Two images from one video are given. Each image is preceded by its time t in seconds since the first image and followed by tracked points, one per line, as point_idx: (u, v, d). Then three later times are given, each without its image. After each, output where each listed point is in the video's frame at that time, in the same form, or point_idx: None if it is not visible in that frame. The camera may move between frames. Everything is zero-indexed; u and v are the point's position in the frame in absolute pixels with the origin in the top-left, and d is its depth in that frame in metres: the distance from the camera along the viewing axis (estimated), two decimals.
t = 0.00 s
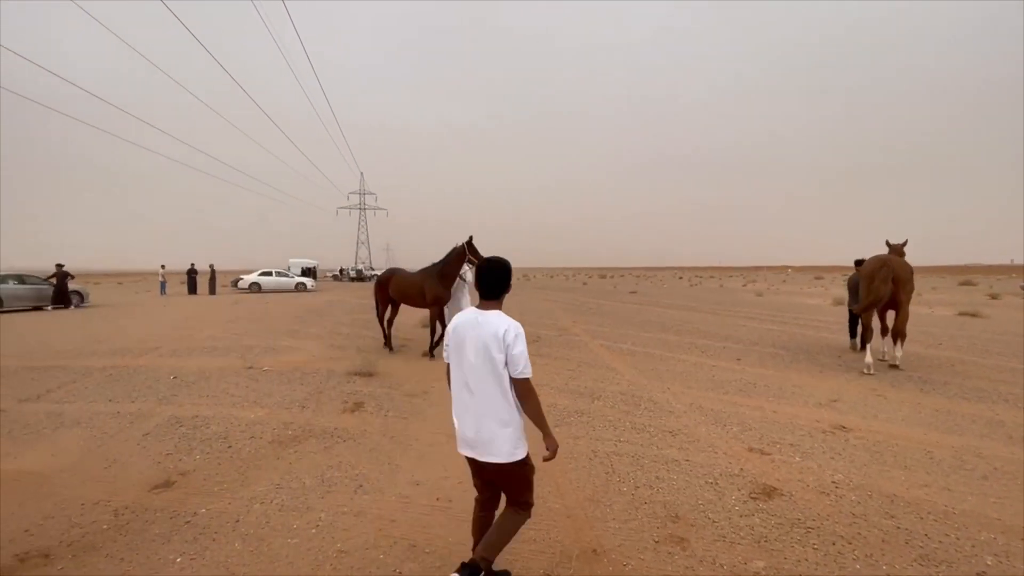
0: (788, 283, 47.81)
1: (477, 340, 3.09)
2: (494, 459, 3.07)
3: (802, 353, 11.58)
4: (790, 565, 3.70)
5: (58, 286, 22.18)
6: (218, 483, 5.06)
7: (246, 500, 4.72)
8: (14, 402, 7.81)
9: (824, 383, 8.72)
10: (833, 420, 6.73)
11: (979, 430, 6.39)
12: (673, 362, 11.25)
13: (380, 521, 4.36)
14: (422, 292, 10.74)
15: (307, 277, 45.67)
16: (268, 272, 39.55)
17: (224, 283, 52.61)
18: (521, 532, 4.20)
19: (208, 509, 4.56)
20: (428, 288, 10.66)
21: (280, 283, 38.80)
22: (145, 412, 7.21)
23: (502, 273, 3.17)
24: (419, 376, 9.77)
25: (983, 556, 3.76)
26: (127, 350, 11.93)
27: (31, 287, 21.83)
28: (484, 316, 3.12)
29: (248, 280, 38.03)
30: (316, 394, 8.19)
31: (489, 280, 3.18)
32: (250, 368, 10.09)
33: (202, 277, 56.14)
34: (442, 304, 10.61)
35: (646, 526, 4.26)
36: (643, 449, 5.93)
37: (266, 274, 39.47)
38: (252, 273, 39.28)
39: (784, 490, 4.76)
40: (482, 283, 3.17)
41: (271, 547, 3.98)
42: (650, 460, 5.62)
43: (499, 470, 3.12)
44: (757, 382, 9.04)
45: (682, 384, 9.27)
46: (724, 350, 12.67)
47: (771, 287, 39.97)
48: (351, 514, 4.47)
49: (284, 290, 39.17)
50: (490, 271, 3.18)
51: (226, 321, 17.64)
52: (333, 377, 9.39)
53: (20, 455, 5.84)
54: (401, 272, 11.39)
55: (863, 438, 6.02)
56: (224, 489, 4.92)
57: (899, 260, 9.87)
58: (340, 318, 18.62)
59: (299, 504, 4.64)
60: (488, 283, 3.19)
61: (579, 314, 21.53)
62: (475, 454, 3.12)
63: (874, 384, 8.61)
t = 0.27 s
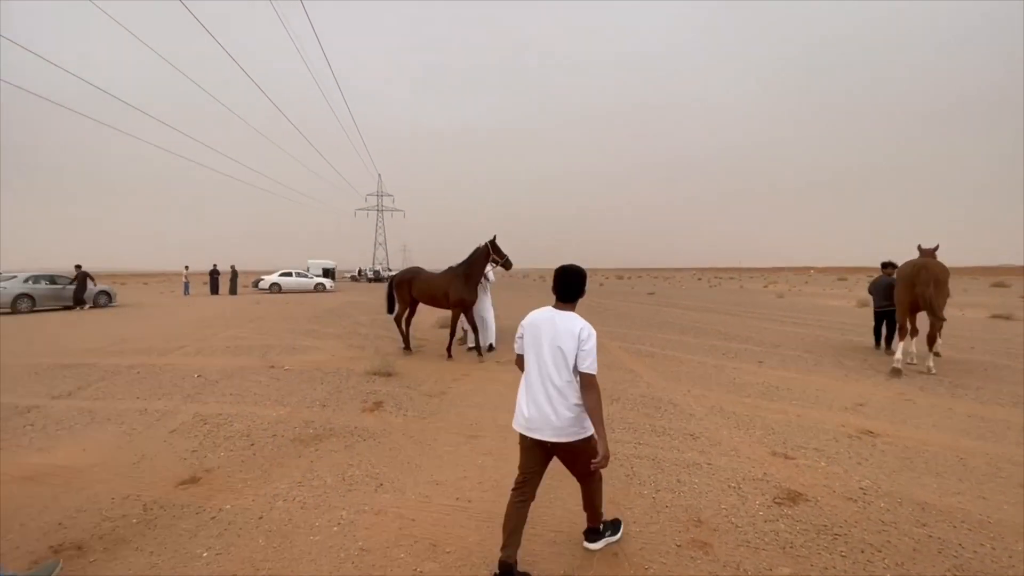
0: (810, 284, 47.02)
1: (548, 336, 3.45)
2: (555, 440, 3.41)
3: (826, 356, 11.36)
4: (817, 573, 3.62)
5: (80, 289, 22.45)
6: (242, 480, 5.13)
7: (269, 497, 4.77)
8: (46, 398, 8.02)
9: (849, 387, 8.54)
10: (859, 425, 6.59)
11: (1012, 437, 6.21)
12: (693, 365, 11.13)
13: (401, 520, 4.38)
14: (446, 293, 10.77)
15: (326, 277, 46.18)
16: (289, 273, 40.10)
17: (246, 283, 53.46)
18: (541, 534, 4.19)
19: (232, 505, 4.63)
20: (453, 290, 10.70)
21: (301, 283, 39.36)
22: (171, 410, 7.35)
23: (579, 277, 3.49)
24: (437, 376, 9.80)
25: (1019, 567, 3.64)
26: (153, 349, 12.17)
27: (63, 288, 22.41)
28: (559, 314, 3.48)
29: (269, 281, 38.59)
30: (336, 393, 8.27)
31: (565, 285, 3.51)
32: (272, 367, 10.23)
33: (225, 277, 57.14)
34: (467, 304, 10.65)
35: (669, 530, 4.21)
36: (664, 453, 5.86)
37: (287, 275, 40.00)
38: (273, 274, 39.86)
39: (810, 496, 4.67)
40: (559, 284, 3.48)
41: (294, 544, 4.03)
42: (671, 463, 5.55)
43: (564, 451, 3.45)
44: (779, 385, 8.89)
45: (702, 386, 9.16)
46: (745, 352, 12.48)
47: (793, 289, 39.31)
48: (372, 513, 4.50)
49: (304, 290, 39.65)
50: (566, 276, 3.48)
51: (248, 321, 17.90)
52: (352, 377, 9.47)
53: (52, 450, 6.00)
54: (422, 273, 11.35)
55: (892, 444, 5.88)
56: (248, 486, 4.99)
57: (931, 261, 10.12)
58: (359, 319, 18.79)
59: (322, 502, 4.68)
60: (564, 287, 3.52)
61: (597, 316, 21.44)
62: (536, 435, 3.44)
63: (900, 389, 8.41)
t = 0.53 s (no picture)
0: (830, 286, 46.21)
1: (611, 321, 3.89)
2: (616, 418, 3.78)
3: (848, 359, 11.16)
4: None
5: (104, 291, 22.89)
6: (262, 478, 5.19)
7: (290, 495, 4.83)
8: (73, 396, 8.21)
9: (873, 392, 8.37)
10: (884, 430, 6.45)
11: None
12: (711, 367, 11.01)
13: (419, 520, 4.40)
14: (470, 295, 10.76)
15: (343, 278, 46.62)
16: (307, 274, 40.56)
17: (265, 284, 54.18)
18: (559, 536, 4.17)
19: (253, 503, 4.69)
20: (477, 292, 10.71)
21: (319, 284, 39.80)
22: (193, 408, 7.48)
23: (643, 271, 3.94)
24: (453, 377, 9.83)
25: None
26: (175, 348, 12.39)
27: (90, 288, 22.93)
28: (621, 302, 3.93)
29: (287, 282, 39.06)
30: (354, 393, 8.34)
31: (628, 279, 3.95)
32: (291, 367, 10.35)
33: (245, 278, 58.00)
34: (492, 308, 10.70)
35: (688, 534, 4.16)
36: (683, 456, 5.80)
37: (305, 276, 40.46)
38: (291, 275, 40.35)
39: (833, 501, 4.59)
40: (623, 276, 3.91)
41: (314, 542, 4.07)
42: (690, 467, 5.50)
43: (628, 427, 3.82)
44: (800, 389, 8.75)
45: (721, 389, 9.05)
46: (765, 355, 12.31)
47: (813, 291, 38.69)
48: (390, 512, 4.53)
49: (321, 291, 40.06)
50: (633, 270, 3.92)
51: (267, 321, 18.13)
52: (370, 377, 9.54)
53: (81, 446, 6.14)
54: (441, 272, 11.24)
55: (918, 450, 5.75)
56: (268, 484, 5.05)
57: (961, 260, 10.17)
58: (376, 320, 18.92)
59: (341, 500, 4.72)
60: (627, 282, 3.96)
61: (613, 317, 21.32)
62: (598, 410, 3.83)
63: (926, 394, 8.22)
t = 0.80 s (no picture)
0: (849, 288, 45.54)
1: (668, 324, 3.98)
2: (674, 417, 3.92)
3: (869, 364, 10.95)
4: None
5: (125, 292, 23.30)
6: (278, 479, 5.24)
7: (306, 496, 4.86)
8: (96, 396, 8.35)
9: (893, 397, 8.21)
10: (907, 437, 6.31)
11: None
12: (728, 371, 10.87)
13: (434, 523, 4.39)
14: (497, 296, 10.76)
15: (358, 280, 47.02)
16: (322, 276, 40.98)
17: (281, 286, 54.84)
18: (574, 541, 4.14)
19: (270, 503, 4.72)
20: (505, 293, 10.73)
21: (334, 286, 40.20)
22: (211, 408, 7.57)
23: (690, 279, 4.13)
24: (467, 379, 9.83)
25: None
26: (194, 349, 12.56)
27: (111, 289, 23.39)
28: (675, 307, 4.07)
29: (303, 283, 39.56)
30: (368, 395, 8.38)
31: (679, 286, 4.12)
32: (306, 368, 10.44)
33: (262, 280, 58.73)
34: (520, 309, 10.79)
35: (706, 542, 4.10)
36: (700, 462, 5.73)
37: (320, 278, 40.89)
38: (307, 277, 40.83)
39: (855, 510, 4.50)
40: (675, 284, 4.09)
41: (330, 543, 4.08)
42: (707, 473, 5.43)
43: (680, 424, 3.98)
44: (819, 394, 8.60)
45: (737, 394, 8.94)
46: (783, 359, 12.14)
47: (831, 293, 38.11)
48: (405, 514, 4.53)
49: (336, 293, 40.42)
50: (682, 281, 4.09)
51: (283, 322, 18.32)
52: (384, 379, 9.59)
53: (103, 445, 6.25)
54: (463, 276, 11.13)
55: (943, 458, 5.62)
56: (285, 485, 5.09)
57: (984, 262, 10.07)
58: (390, 321, 19.02)
59: (357, 502, 4.74)
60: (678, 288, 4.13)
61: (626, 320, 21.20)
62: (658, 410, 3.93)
63: (949, 399, 8.04)
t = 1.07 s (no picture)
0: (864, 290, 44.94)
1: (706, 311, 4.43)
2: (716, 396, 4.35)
3: (885, 368, 10.78)
4: None
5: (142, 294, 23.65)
6: (291, 480, 5.26)
7: (318, 498, 4.87)
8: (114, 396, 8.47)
9: (911, 402, 8.07)
10: (926, 443, 6.19)
11: None
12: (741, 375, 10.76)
13: (445, 526, 4.39)
14: (519, 298, 10.71)
15: (370, 282, 47.30)
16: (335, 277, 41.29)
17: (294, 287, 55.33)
18: (585, 546, 4.11)
19: (283, 505, 4.74)
20: (527, 294, 10.75)
21: (346, 287, 40.49)
22: (226, 409, 7.64)
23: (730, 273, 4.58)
24: (478, 382, 9.83)
25: None
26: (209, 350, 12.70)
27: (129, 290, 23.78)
28: (715, 297, 4.55)
29: (316, 285, 39.88)
30: (380, 397, 8.40)
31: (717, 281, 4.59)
32: (318, 369, 10.50)
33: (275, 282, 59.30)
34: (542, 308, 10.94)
35: (720, 548, 4.05)
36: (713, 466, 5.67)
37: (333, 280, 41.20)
38: (320, 279, 41.16)
39: (872, 518, 4.42)
40: (716, 276, 4.56)
41: (342, 545, 4.09)
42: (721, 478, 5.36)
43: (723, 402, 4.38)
44: (834, 399, 8.48)
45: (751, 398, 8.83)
46: (797, 362, 11.99)
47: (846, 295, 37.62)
48: (416, 517, 4.53)
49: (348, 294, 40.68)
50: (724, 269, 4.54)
51: (296, 324, 18.47)
52: (396, 381, 9.61)
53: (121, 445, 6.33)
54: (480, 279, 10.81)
55: (964, 465, 5.50)
56: (298, 486, 5.12)
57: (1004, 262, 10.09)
58: (401, 323, 19.10)
59: (368, 504, 4.75)
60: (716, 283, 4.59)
61: (637, 322, 21.10)
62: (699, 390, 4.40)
63: (969, 404, 7.89)
